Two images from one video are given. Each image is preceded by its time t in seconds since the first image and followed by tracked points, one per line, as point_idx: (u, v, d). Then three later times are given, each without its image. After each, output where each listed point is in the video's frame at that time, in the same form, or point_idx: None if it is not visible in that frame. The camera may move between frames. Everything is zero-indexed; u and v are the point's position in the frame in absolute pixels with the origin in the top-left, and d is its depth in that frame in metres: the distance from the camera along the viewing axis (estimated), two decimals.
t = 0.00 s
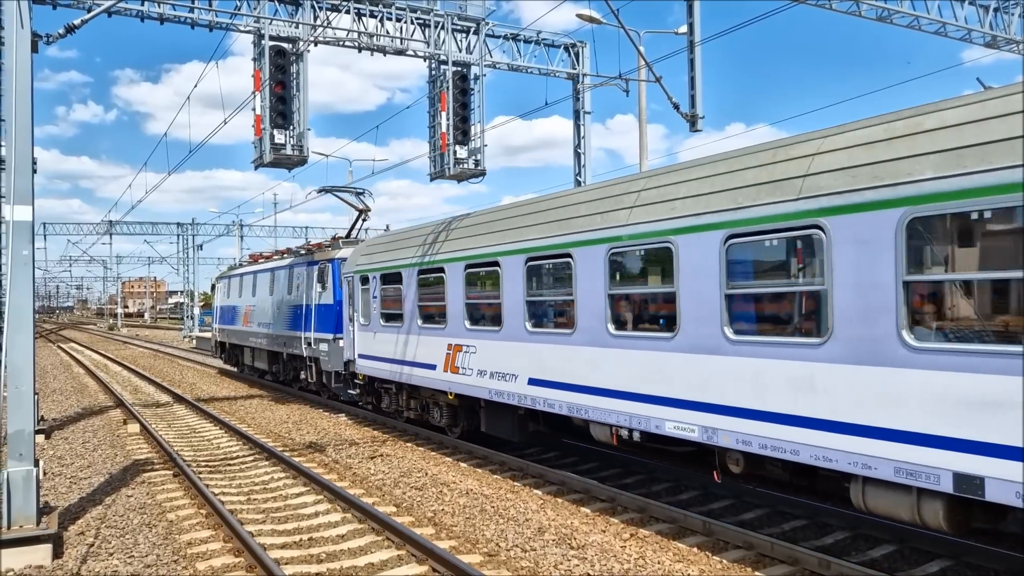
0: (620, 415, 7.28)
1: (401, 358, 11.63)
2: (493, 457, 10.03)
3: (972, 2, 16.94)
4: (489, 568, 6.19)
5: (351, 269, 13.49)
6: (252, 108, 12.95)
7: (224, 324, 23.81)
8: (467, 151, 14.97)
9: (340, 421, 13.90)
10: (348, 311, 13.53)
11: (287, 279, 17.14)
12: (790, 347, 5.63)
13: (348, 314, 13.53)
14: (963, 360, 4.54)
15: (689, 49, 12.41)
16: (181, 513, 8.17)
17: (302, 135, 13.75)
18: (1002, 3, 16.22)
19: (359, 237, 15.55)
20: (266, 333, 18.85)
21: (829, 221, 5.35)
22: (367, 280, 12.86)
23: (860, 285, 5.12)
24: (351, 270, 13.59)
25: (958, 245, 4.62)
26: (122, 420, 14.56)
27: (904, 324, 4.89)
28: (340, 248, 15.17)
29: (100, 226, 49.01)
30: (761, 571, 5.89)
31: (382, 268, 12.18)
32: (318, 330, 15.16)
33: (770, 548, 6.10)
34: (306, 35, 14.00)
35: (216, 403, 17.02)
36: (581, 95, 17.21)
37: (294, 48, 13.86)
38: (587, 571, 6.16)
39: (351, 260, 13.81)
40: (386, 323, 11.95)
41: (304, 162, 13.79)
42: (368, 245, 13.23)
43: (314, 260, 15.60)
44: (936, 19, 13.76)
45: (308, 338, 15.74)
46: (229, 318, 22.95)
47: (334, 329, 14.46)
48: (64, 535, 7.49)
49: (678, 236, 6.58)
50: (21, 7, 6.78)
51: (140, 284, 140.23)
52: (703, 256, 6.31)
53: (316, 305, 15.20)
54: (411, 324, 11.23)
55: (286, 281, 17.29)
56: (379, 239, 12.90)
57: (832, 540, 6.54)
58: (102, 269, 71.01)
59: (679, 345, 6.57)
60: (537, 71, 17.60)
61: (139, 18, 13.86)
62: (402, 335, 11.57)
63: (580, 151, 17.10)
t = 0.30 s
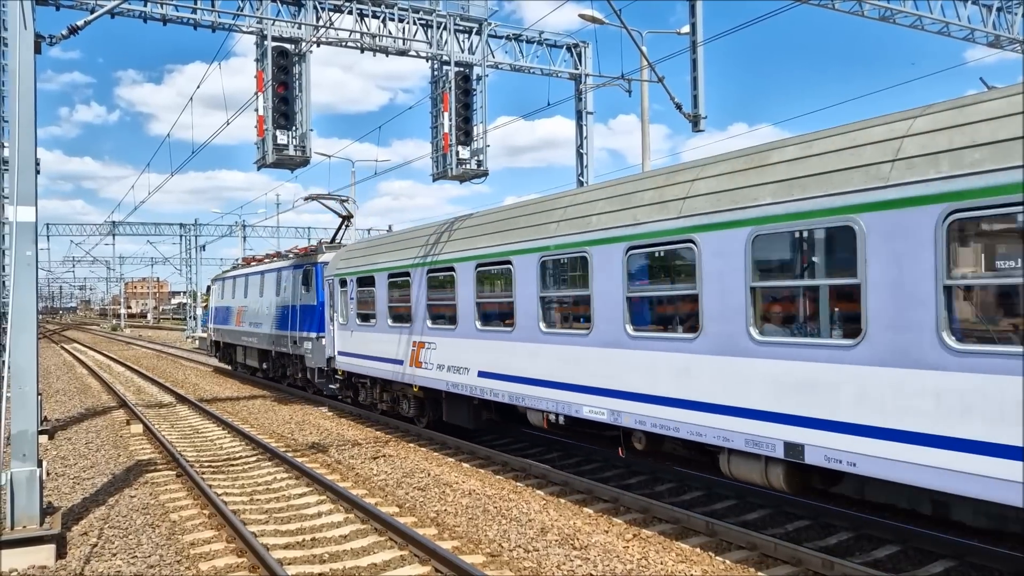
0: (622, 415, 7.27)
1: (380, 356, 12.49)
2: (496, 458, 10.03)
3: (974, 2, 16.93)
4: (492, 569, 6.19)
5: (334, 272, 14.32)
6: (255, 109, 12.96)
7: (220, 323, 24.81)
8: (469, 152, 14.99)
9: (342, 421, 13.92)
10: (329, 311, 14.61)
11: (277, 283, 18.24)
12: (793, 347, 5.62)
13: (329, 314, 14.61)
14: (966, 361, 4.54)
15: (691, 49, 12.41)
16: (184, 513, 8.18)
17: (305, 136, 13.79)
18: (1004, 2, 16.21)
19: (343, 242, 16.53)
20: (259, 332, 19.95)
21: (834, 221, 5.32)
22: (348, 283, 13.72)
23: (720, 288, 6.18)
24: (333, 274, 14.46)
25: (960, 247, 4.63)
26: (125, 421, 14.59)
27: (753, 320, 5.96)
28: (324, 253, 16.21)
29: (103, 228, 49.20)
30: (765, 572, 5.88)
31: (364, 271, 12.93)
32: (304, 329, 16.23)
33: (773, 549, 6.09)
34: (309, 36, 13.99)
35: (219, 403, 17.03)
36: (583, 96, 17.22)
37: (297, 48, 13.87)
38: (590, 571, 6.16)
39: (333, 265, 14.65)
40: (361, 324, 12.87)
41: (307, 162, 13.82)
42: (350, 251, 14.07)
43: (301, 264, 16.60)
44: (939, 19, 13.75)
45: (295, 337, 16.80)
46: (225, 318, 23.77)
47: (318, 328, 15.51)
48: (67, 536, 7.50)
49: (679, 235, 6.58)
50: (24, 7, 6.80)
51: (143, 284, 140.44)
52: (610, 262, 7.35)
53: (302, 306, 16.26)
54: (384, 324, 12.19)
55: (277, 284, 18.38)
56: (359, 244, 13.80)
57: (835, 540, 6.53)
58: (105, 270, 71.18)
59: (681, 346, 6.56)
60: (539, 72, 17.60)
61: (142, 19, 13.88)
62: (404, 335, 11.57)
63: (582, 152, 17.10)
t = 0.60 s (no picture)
0: (624, 416, 7.27)
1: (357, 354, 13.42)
2: (497, 458, 10.03)
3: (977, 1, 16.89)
4: (493, 568, 6.18)
5: (317, 276, 15.25)
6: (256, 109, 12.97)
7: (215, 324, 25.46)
8: (471, 151, 14.99)
9: (344, 421, 13.92)
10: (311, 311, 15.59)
11: (264, 284, 19.28)
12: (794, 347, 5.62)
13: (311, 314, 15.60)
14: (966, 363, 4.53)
15: (693, 48, 12.39)
16: (186, 513, 8.18)
17: (306, 136, 13.82)
18: (1007, 2, 16.18)
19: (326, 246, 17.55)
20: (248, 331, 20.99)
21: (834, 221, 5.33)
22: (329, 285, 14.67)
23: (621, 292, 7.22)
24: (320, 277, 15.20)
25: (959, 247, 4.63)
26: (126, 420, 14.62)
27: (646, 319, 7.02)
28: (308, 256, 17.23)
29: (104, 228, 49.32)
30: (766, 572, 5.88)
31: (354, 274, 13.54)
32: (287, 328, 17.22)
33: (775, 549, 6.09)
34: (310, 36, 13.99)
35: (220, 403, 17.05)
36: (585, 95, 17.20)
37: (298, 48, 13.87)
38: (592, 571, 6.15)
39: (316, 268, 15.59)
40: (340, 323, 13.81)
41: (308, 162, 13.84)
42: (331, 255, 14.96)
43: (285, 267, 17.61)
44: (941, 18, 13.72)
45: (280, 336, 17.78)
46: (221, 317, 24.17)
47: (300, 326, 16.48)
48: (69, 535, 7.51)
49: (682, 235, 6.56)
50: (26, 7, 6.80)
51: (144, 284, 140.75)
52: (536, 271, 8.48)
53: (286, 306, 17.27)
54: (359, 323, 13.20)
55: (264, 285, 19.42)
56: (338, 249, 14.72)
57: (836, 540, 6.52)
58: (107, 270, 71.30)
59: (682, 346, 6.56)
60: (541, 71, 17.60)
61: (144, 19, 13.89)
62: (405, 335, 11.56)
63: (584, 151, 17.10)
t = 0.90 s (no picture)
0: (626, 416, 7.27)
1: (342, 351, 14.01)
2: (498, 457, 10.03)
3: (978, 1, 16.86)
4: (494, 568, 6.19)
5: (300, 278, 16.28)
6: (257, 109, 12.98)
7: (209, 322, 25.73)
8: (471, 152, 14.97)
9: (344, 421, 13.92)
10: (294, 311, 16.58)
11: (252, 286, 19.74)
12: (777, 346, 5.77)
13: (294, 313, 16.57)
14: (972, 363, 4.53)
15: (693, 49, 12.39)
16: (187, 513, 8.19)
17: (307, 136, 13.84)
18: (1008, 1, 16.16)
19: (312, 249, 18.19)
20: (238, 330, 21.25)
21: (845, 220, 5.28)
22: (311, 286, 15.68)
23: (549, 294, 8.29)
24: (314, 278, 15.51)
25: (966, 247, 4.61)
26: (127, 421, 14.63)
27: (567, 318, 8.13)
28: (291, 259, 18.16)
29: (105, 228, 49.36)
30: (767, 572, 5.88)
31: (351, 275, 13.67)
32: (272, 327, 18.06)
33: (776, 549, 6.09)
34: (311, 36, 13.99)
35: (221, 403, 17.07)
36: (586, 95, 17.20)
37: (299, 48, 13.88)
38: (593, 571, 6.15)
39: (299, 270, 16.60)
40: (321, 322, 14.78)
41: (309, 162, 13.85)
42: (314, 258, 15.94)
43: (272, 268, 18.24)
44: (943, 18, 13.70)
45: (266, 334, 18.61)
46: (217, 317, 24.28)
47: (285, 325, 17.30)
48: (70, 536, 7.52)
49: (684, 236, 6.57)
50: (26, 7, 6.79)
51: (145, 284, 140.86)
52: (483, 276, 9.57)
53: (271, 306, 18.06)
54: (337, 322, 14.17)
55: (251, 286, 19.89)
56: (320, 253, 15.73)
57: (837, 540, 6.52)
58: (107, 270, 71.37)
59: (685, 346, 6.57)
60: (541, 71, 17.59)
61: (145, 20, 13.89)
62: (406, 335, 11.56)
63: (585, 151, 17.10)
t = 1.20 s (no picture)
0: (627, 417, 7.26)
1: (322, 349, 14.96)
2: (499, 458, 10.02)
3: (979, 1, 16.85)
4: (495, 568, 6.19)
5: (285, 279, 17.31)
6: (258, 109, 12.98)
7: (203, 323, 26.27)
8: (472, 151, 14.95)
9: (346, 421, 13.93)
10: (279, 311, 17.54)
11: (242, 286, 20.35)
12: (777, 346, 5.77)
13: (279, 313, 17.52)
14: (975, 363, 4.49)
15: (695, 49, 12.37)
16: (188, 513, 8.19)
17: (308, 136, 13.85)
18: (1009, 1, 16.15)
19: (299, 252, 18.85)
20: (235, 330, 21.38)
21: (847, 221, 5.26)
22: (294, 286, 16.71)
23: (493, 294, 9.37)
24: (313, 278, 15.66)
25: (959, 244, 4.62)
26: (129, 421, 14.64)
27: (508, 317, 9.20)
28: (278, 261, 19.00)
29: (105, 228, 49.39)
30: (769, 571, 5.88)
31: (351, 276, 13.71)
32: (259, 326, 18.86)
33: (777, 549, 6.09)
34: (312, 36, 13.99)
35: (222, 403, 17.09)
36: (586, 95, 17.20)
37: (301, 48, 13.88)
38: (594, 571, 6.15)
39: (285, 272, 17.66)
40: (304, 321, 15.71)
41: (310, 162, 13.87)
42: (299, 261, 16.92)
43: (259, 270, 18.98)
44: (945, 18, 13.68)
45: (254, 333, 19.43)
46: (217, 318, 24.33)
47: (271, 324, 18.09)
48: (72, 535, 7.53)
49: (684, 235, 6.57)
50: (28, 7, 6.78)
51: (146, 284, 141.08)
52: (439, 280, 10.66)
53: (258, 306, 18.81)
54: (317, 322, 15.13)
55: (243, 288, 20.40)
56: (304, 257, 16.73)
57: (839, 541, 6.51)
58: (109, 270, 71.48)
59: (686, 346, 6.56)
60: (542, 71, 17.59)
61: (147, 20, 13.90)
62: (407, 334, 11.54)
63: (586, 151, 17.10)
